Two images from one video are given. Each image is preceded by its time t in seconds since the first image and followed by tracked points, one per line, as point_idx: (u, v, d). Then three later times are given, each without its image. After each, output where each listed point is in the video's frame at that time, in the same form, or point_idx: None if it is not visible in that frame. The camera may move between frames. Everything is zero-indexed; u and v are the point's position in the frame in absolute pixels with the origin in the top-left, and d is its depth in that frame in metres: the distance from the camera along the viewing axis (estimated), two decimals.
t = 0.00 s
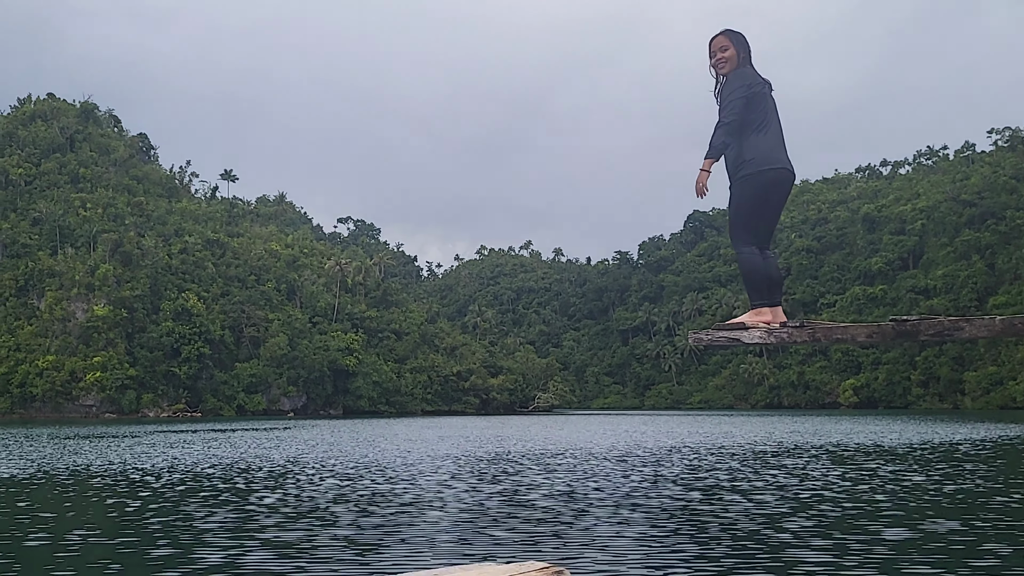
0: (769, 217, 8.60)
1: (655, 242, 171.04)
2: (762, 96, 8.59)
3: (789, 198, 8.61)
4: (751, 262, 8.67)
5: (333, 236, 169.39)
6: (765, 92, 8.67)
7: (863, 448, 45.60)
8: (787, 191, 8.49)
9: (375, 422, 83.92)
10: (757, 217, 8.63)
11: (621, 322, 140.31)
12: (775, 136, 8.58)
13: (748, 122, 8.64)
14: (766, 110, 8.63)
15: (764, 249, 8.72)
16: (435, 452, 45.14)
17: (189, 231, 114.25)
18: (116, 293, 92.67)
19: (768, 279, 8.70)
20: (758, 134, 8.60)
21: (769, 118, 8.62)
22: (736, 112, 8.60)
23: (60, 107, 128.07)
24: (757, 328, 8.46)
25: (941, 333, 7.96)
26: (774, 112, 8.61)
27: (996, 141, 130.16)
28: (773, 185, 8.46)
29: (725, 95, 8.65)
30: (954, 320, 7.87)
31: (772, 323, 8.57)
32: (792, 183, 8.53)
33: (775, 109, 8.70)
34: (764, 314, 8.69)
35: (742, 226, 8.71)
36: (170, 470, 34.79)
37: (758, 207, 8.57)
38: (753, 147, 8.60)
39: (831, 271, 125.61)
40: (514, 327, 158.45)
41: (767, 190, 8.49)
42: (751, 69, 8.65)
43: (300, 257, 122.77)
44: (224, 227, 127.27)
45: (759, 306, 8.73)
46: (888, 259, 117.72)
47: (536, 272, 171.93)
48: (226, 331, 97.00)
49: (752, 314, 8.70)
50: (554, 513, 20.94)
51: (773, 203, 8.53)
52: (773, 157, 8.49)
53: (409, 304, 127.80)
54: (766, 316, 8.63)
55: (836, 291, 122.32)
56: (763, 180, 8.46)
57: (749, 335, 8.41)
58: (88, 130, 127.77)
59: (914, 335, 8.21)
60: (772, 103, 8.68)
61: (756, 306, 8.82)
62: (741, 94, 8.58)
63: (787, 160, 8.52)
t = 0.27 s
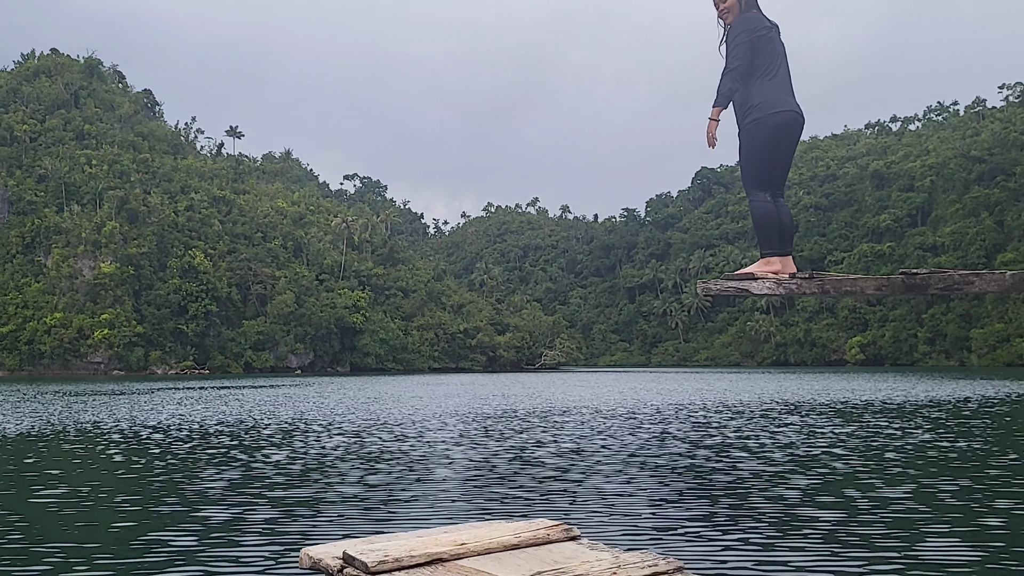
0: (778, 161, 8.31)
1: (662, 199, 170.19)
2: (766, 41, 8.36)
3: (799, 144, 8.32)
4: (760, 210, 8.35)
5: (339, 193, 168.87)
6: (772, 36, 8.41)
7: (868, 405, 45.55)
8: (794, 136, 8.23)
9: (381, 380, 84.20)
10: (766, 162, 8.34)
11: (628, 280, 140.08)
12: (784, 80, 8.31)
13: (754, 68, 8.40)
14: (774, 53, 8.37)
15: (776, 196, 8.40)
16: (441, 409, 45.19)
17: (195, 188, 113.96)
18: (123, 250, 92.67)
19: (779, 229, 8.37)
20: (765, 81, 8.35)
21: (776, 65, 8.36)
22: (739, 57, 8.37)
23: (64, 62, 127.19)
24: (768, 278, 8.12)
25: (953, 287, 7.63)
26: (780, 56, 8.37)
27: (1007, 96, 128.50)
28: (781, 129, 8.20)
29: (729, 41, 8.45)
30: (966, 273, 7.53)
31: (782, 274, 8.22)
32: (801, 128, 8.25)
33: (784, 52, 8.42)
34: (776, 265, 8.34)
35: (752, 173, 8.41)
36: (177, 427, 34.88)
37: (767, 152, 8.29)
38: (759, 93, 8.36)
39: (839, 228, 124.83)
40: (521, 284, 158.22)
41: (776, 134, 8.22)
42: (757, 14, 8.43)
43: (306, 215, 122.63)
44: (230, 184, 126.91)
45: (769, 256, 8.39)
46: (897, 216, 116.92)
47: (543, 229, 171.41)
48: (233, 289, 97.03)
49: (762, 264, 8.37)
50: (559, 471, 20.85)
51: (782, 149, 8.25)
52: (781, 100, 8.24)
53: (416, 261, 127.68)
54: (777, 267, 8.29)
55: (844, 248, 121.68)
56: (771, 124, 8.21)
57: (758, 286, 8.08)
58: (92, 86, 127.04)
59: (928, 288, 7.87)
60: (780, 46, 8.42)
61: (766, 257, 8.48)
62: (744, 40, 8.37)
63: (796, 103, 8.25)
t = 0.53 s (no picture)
0: (782, 159, 8.29)
1: (666, 180, 169.67)
2: (773, 36, 8.32)
3: (805, 141, 8.29)
4: (764, 205, 8.27)
5: (342, 174, 168.52)
6: (780, 31, 8.35)
7: (871, 386, 45.52)
8: (800, 136, 8.22)
9: (385, 360, 84.27)
10: (770, 159, 8.32)
11: (631, 260, 139.81)
12: (791, 77, 8.26)
13: (760, 63, 8.36)
14: (782, 49, 8.30)
15: (780, 192, 8.36)
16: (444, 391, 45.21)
17: (197, 169, 113.67)
18: (126, 231, 92.62)
19: (783, 223, 8.28)
20: (772, 76, 8.30)
21: (786, 59, 8.29)
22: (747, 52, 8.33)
23: (66, 42, 126.61)
24: (772, 271, 8.01)
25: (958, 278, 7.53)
26: (788, 52, 8.31)
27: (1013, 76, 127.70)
28: (787, 127, 8.18)
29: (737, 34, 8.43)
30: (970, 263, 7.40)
31: (787, 268, 8.09)
32: (807, 126, 8.22)
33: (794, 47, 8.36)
34: (780, 259, 8.22)
35: (754, 169, 8.37)
36: (180, 408, 34.92)
37: (770, 150, 8.27)
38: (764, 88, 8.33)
39: (843, 209, 124.49)
40: (524, 265, 158.02)
41: (781, 130, 8.20)
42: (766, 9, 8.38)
43: (309, 195, 122.39)
44: (233, 164, 126.55)
45: (773, 250, 8.25)
46: (901, 197, 116.51)
47: (546, 210, 171.04)
48: (236, 270, 96.94)
49: (766, 258, 8.23)
50: (563, 453, 20.84)
51: (786, 147, 8.25)
52: (787, 98, 8.22)
53: (419, 242, 127.53)
54: (781, 260, 8.16)
55: (848, 229, 121.31)
56: (776, 121, 8.18)
57: (762, 280, 7.96)
58: (94, 66, 126.60)
59: (932, 280, 7.76)
60: (788, 41, 8.36)
61: (770, 251, 8.34)
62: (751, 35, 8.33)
63: (801, 101, 8.23)
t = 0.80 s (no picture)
0: (785, 138, 8.21)
1: (668, 168, 169.40)
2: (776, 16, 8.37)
3: (808, 120, 8.22)
4: (767, 185, 8.21)
5: (344, 163, 168.32)
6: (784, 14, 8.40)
7: (873, 376, 45.58)
8: (801, 114, 8.14)
9: (386, 350, 84.30)
10: (772, 137, 8.24)
11: (633, 250, 139.66)
12: (794, 57, 8.24)
13: (763, 43, 8.37)
14: (785, 29, 8.32)
15: (784, 173, 8.28)
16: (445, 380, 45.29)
17: (199, 158, 113.54)
18: (127, 221, 92.56)
19: (787, 204, 8.21)
20: (774, 55, 8.30)
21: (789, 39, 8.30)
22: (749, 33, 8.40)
23: (67, 31, 126.30)
24: (775, 252, 7.97)
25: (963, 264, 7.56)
26: (790, 31, 8.33)
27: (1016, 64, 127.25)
28: (788, 105, 8.12)
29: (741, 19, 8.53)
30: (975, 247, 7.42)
31: (791, 249, 8.03)
32: (809, 104, 8.14)
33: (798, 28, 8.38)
34: (784, 240, 8.14)
35: (757, 149, 8.31)
36: (182, 398, 34.99)
37: (771, 129, 8.21)
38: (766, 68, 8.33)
39: (845, 198, 124.32)
40: (526, 254, 157.87)
41: (785, 110, 8.15)
42: None
43: (311, 185, 122.32)
44: (234, 153, 126.37)
45: (777, 231, 8.19)
46: (903, 186, 116.28)
47: (548, 199, 170.83)
48: (238, 259, 96.95)
49: (770, 239, 8.18)
50: (566, 444, 20.91)
51: (788, 126, 8.19)
52: (789, 78, 8.19)
53: (421, 231, 127.41)
54: (784, 242, 8.10)
55: (850, 219, 121.12)
56: (779, 100, 8.13)
57: (766, 261, 7.91)
58: (95, 55, 126.36)
59: (935, 264, 7.78)
60: (791, 22, 8.38)
61: (773, 233, 8.30)
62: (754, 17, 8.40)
63: (804, 79, 8.19)
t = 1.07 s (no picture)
0: (783, 153, 8.16)
1: (670, 165, 169.28)
2: (776, 30, 8.31)
3: (807, 135, 8.16)
4: (767, 198, 8.15)
5: (345, 159, 168.33)
6: (784, 27, 8.35)
7: (875, 373, 45.54)
8: (800, 129, 8.09)
9: (388, 346, 84.35)
10: (769, 152, 8.20)
11: (635, 246, 139.57)
12: (793, 72, 8.17)
13: (761, 58, 8.32)
14: (784, 42, 8.26)
15: (783, 186, 8.24)
16: (446, 378, 45.26)
17: (200, 154, 113.51)
18: (129, 217, 92.56)
19: (787, 217, 8.19)
20: (773, 69, 8.24)
21: (788, 54, 8.23)
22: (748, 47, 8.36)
23: (69, 27, 126.27)
24: (776, 264, 7.95)
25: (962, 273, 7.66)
26: (791, 44, 8.26)
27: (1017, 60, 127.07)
28: (787, 121, 8.07)
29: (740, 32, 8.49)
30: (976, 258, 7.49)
31: (791, 261, 8.03)
32: (808, 119, 8.09)
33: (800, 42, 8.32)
34: (784, 253, 8.13)
35: (756, 163, 8.27)
36: (183, 395, 34.98)
37: (770, 144, 8.16)
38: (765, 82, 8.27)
39: (847, 194, 124.21)
40: (527, 251, 157.83)
41: (783, 125, 8.10)
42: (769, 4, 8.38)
43: (312, 181, 122.36)
44: (236, 150, 126.35)
45: (777, 244, 8.19)
46: (904, 182, 116.12)
47: (550, 196, 170.76)
48: (239, 256, 96.98)
49: (771, 251, 8.17)
50: (568, 443, 20.88)
51: (786, 141, 8.13)
52: (789, 92, 8.13)
53: (423, 228, 127.41)
54: (785, 254, 8.08)
55: (851, 215, 120.99)
56: (778, 115, 8.09)
57: (768, 273, 7.89)
58: (96, 51, 126.40)
59: (932, 273, 7.87)
60: (791, 36, 8.32)
61: (773, 244, 8.28)
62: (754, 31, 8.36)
63: (803, 95, 8.13)
